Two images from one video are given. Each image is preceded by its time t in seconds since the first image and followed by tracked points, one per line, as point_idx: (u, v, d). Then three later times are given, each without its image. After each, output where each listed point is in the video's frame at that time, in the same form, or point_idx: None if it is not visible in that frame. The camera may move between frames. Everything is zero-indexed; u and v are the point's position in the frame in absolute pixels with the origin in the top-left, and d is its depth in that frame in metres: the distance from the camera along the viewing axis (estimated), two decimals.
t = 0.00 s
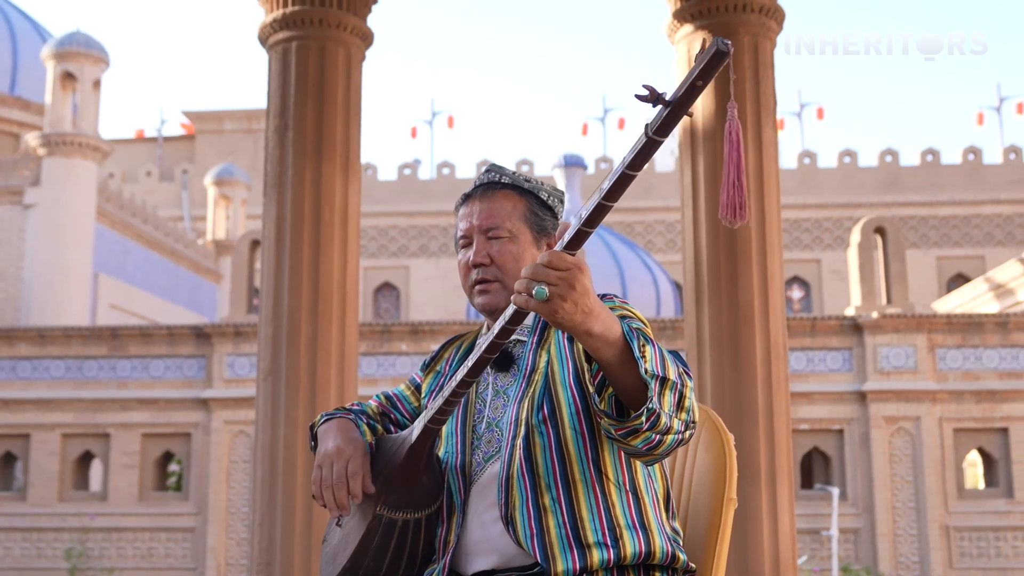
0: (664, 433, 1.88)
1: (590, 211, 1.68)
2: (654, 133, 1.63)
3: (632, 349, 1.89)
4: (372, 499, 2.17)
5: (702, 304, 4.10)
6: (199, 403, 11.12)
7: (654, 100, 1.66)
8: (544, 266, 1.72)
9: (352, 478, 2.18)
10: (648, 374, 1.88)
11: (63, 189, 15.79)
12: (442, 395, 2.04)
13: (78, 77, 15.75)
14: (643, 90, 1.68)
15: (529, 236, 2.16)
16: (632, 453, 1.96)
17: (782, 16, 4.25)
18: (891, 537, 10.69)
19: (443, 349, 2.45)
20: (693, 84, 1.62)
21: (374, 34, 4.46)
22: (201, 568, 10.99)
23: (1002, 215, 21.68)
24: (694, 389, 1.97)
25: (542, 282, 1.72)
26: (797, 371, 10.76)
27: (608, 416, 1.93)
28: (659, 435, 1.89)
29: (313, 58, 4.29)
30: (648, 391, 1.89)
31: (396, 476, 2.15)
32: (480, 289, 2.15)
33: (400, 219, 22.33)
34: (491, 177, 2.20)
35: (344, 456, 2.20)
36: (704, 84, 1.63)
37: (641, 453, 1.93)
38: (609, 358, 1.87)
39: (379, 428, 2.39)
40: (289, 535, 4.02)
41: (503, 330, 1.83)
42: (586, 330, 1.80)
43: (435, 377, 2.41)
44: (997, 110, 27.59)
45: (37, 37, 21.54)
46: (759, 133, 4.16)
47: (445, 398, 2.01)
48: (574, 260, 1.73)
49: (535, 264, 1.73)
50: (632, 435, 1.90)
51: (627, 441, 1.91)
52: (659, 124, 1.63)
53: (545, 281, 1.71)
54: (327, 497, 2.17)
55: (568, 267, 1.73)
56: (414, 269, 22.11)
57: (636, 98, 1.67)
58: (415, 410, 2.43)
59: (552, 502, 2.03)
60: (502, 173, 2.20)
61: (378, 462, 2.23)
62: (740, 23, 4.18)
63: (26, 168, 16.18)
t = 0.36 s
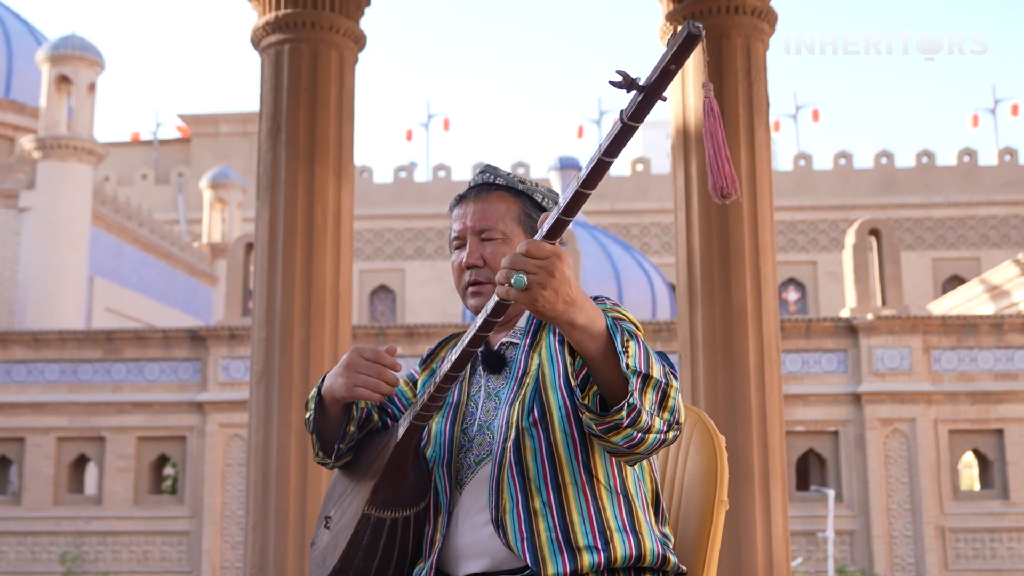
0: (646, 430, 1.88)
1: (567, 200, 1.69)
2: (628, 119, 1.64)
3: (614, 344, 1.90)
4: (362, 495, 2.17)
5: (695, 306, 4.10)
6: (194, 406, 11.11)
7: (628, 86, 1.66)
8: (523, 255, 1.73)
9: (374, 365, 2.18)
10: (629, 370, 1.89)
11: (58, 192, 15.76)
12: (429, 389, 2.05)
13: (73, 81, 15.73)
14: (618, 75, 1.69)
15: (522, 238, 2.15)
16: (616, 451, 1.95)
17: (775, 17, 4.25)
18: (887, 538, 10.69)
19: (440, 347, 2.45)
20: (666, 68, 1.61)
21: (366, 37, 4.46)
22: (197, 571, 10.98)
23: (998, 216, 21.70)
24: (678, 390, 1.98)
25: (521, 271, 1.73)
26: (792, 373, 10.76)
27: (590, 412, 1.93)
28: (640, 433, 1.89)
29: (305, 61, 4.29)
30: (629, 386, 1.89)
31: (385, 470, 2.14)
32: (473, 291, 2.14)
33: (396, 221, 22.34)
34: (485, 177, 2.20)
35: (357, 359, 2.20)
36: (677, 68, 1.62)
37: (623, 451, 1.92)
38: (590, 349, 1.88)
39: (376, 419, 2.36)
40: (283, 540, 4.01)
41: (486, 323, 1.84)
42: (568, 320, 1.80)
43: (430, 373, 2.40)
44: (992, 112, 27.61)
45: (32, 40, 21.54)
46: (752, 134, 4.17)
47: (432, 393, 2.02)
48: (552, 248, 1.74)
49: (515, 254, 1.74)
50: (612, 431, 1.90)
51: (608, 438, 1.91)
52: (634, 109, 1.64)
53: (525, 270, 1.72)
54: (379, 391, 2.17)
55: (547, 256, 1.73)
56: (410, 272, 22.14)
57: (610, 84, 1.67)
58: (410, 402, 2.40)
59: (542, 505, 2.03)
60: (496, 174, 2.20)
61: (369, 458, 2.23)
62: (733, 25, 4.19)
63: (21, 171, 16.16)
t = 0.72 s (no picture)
0: (639, 432, 1.89)
1: (559, 202, 1.69)
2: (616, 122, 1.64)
3: (608, 346, 1.89)
4: (357, 504, 2.18)
5: (696, 306, 4.10)
6: (198, 407, 11.11)
7: (616, 88, 1.66)
8: (515, 260, 1.72)
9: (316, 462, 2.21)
10: (623, 372, 1.89)
11: (61, 194, 15.79)
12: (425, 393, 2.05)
13: (76, 82, 15.75)
14: (606, 77, 1.68)
15: (512, 238, 2.16)
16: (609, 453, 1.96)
17: (775, 17, 4.25)
18: (891, 538, 10.67)
19: (435, 350, 2.45)
20: (654, 70, 1.61)
21: (366, 38, 4.45)
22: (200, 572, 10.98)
23: (1002, 216, 21.67)
24: (671, 389, 1.98)
25: (513, 275, 1.73)
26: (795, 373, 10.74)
27: (583, 414, 1.93)
28: (634, 434, 1.89)
29: (305, 63, 4.29)
30: (622, 389, 1.89)
31: (380, 475, 2.16)
32: (465, 294, 2.14)
33: (399, 222, 22.35)
34: (475, 179, 2.20)
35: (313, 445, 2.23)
36: (664, 70, 1.62)
37: (617, 452, 1.93)
38: (584, 352, 1.87)
39: (368, 428, 2.40)
40: (283, 541, 4.00)
41: (479, 326, 1.84)
42: (561, 322, 1.80)
43: (425, 377, 2.40)
44: (995, 112, 27.57)
45: (36, 42, 21.61)
46: (752, 134, 4.16)
47: (427, 396, 2.02)
48: (544, 252, 1.73)
49: (506, 258, 1.74)
50: (606, 433, 1.90)
51: (601, 440, 1.91)
52: (623, 111, 1.64)
53: (517, 274, 1.72)
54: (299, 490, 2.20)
55: (539, 259, 1.73)
56: (413, 273, 22.11)
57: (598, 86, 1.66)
58: (405, 408, 2.45)
59: (537, 506, 2.04)
60: (485, 176, 2.20)
61: (361, 468, 2.23)
62: (733, 25, 4.19)
63: (25, 173, 16.18)
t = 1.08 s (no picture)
0: (647, 434, 1.88)
1: (566, 208, 1.69)
2: (623, 128, 1.64)
3: (617, 348, 1.89)
4: (365, 501, 2.18)
5: (706, 304, 4.09)
6: (211, 407, 11.15)
7: (623, 94, 1.67)
8: (521, 265, 1.72)
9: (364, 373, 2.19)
10: (632, 374, 1.88)
11: (76, 195, 15.88)
12: (432, 394, 2.05)
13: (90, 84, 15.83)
14: (614, 83, 1.69)
15: (514, 238, 2.15)
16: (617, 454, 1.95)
17: (784, 14, 4.24)
18: (905, 538, 10.63)
19: (441, 350, 2.45)
20: (660, 76, 1.61)
21: (375, 38, 4.46)
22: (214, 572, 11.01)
23: (1017, 214, 21.55)
24: (677, 390, 1.97)
25: (519, 280, 1.73)
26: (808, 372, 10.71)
27: (591, 417, 1.92)
28: (641, 436, 1.88)
29: (314, 63, 4.29)
30: (632, 390, 1.88)
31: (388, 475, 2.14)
32: (468, 294, 2.14)
33: (412, 223, 22.38)
34: (477, 179, 2.21)
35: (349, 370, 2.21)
36: (672, 76, 1.62)
37: (624, 454, 1.92)
38: (594, 355, 1.87)
39: (375, 423, 2.38)
40: (294, 539, 4.02)
41: (486, 329, 1.85)
42: (571, 327, 1.79)
43: (431, 377, 2.40)
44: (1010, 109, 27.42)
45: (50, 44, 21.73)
46: (762, 131, 4.15)
47: (433, 399, 2.02)
48: (550, 256, 1.73)
49: (513, 264, 1.74)
50: (615, 435, 1.90)
51: (610, 442, 1.91)
52: (629, 118, 1.64)
53: (523, 279, 1.72)
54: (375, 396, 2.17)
55: (545, 263, 1.72)
56: (427, 273, 22.12)
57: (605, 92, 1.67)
58: (412, 409, 2.41)
59: (543, 505, 2.04)
60: (487, 176, 2.21)
61: (373, 462, 2.23)
62: (742, 22, 4.17)
63: (40, 174, 16.27)
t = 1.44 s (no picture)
0: (652, 435, 1.87)
1: (567, 208, 1.69)
2: (625, 128, 1.64)
3: (622, 350, 1.89)
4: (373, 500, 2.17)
5: (718, 301, 4.08)
6: (226, 407, 11.19)
7: (625, 93, 1.67)
8: (525, 264, 1.71)
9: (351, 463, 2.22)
10: (637, 376, 1.88)
11: (93, 196, 15.96)
12: (439, 393, 2.04)
13: (106, 85, 15.91)
14: (615, 82, 1.68)
15: (523, 237, 2.16)
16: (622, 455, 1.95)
17: (797, 11, 4.22)
18: (921, 537, 10.57)
19: (447, 348, 2.45)
20: (661, 76, 1.62)
21: (386, 38, 4.46)
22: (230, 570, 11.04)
23: None
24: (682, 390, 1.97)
25: (524, 280, 1.72)
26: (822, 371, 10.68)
27: (597, 418, 1.92)
28: (645, 438, 1.88)
29: (325, 62, 4.30)
30: (637, 392, 1.88)
31: (395, 475, 2.16)
32: (478, 293, 2.14)
33: (428, 222, 22.41)
34: (482, 179, 2.21)
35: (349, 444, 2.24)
36: (673, 75, 1.63)
37: (629, 454, 1.92)
38: (597, 355, 1.87)
39: (383, 427, 2.40)
40: (306, 537, 4.02)
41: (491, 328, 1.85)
42: (574, 329, 1.79)
43: (438, 375, 2.40)
44: None
45: (66, 46, 21.85)
46: (773, 129, 4.14)
47: (439, 399, 2.02)
48: (554, 256, 1.73)
49: (516, 262, 1.73)
50: (620, 436, 1.89)
51: (615, 444, 1.90)
52: (632, 117, 1.64)
53: (528, 280, 1.71)
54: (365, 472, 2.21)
55: (549, 263, 1.72)
56: (442, 272, 22.14)
57: (607, 92, 1.67)
58: (419, 408, 2.43)
59: (550, 500, 2.04)
60: (493, 174, 2.21)
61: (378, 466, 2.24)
62: (754, 19, 4.16)
63: (57, 176, 16.36)
